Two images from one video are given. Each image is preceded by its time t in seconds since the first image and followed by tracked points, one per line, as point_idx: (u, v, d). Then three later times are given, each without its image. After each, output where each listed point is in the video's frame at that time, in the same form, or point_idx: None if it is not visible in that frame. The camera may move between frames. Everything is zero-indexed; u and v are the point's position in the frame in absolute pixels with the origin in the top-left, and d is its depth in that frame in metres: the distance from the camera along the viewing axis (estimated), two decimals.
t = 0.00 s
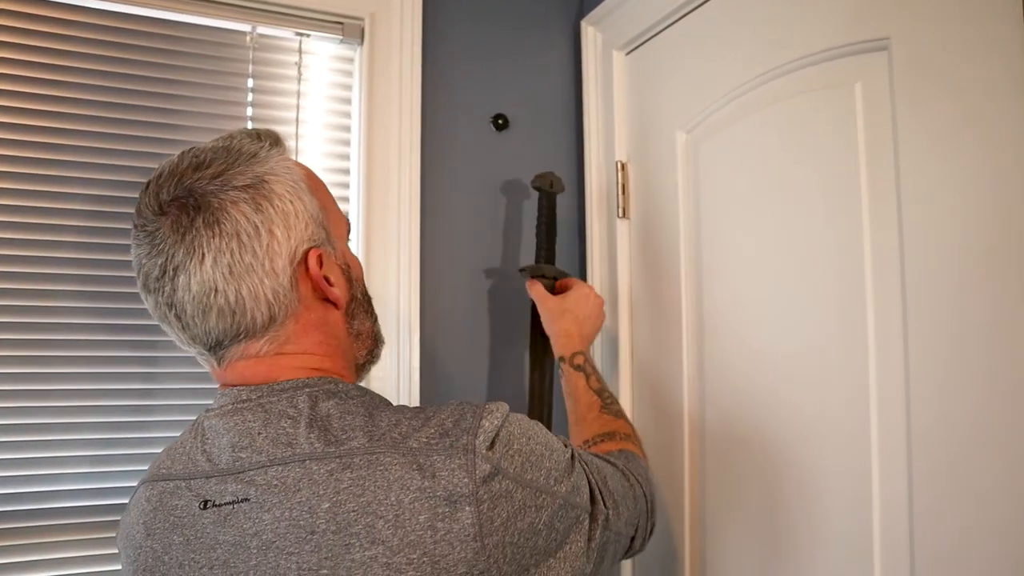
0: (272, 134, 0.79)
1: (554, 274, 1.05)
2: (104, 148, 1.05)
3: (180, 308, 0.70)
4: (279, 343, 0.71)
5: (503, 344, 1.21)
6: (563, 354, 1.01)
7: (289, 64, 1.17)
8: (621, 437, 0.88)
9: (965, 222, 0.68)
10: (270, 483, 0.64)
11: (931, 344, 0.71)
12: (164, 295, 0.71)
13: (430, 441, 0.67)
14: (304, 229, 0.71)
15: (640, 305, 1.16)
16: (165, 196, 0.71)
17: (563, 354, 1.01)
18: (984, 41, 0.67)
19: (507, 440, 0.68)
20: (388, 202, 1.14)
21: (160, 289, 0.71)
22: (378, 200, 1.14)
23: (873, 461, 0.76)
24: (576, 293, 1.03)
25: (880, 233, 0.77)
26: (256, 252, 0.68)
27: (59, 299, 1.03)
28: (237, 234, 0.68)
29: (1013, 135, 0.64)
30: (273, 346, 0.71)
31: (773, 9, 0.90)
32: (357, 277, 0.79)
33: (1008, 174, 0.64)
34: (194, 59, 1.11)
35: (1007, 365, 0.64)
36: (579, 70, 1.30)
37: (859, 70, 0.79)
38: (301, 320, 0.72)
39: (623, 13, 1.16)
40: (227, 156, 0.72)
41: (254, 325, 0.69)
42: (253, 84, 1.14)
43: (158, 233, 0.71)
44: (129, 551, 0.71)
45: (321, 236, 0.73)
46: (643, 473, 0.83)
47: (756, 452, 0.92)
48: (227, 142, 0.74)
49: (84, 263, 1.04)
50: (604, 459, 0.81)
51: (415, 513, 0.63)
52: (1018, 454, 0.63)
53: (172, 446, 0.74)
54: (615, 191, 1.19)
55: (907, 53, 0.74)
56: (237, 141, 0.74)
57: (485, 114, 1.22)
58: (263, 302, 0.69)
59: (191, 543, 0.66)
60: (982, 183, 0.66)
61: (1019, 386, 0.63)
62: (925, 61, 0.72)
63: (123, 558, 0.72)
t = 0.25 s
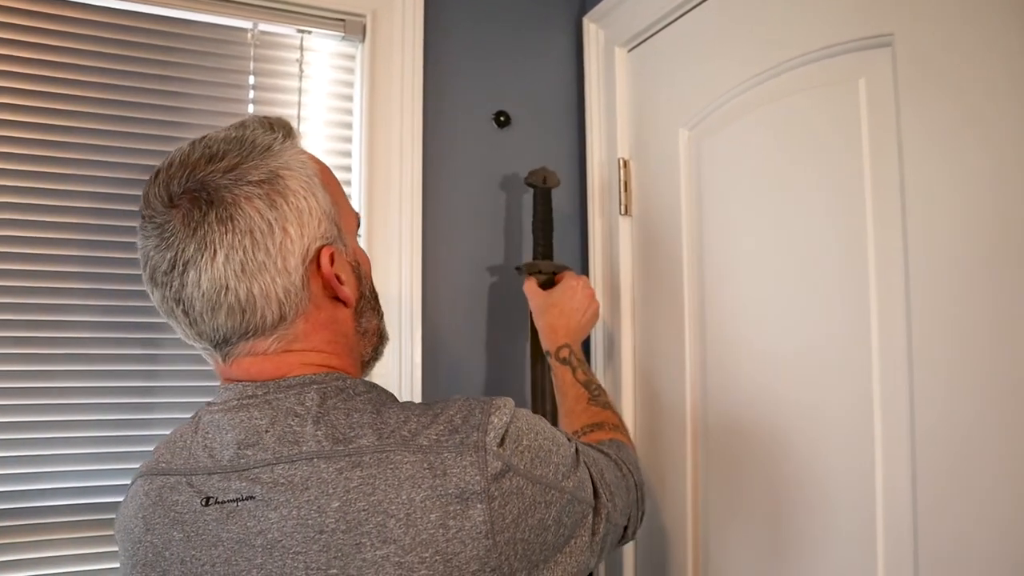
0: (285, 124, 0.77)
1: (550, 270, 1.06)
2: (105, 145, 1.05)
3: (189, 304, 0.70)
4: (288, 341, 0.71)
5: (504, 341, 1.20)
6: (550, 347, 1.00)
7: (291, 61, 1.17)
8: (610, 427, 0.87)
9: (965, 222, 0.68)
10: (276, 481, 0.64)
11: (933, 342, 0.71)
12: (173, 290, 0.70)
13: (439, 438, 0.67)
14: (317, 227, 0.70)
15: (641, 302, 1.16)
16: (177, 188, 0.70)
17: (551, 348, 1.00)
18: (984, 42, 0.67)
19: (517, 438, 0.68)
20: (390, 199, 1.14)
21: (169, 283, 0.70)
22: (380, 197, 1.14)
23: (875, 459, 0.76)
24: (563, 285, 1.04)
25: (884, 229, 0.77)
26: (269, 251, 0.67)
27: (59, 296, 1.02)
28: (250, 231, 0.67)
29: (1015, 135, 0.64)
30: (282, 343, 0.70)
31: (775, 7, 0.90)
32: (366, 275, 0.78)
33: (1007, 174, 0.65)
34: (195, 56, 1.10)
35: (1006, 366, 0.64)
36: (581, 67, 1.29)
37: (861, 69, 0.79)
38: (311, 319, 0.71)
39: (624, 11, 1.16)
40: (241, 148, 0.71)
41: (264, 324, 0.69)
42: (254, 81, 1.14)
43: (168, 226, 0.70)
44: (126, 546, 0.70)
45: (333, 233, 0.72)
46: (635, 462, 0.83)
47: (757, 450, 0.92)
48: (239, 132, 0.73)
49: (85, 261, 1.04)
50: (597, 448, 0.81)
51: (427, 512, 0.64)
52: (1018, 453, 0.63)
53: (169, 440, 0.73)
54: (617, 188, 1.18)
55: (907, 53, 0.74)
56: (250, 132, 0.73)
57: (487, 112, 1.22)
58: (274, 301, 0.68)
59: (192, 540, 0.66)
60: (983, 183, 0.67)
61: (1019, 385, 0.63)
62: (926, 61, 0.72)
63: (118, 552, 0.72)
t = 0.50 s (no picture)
0: (303, 118, 0.77)
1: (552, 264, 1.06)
2: (105, 142, 1.04)
3: (198, 294, 0.69)
4: (297, 337, 0.70)
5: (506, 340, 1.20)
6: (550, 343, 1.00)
7: (293, 58, 1.16)
8: (611, 425, 0.87)
9: (965, 222, 0.68)
10: (284, 482, 0.64)
11: (936, 340, 0.70)
12: (181, 279, 0.70)
13: (449, 441, 0.66)
14: (331, 222, 0.70)
15: (643, 300, 1.16)
16: (192, 176, 0.69)
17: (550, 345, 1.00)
18: (984, 42, 0.67)
19: (528, 441, 0.68)
20: (391, 196, 1.13)
21: (178, 272, 0.70)
22: (381, 194, 1.13)
23: (877, 456, 0.76)
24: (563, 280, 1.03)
25: (888, 227, 0.76)
26: (283, 243, 0.67)
27: (59, 294, 1.02)
28: (264, 222, 0.66)
29: (1014, 136, 0.64)
30: (290, 340, 0.70)
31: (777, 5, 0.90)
32: (377, 274, 0.78)
33: (1005, 174, 0.65)
34: (196, 54, 1.10)
35: (1006, 366, 0.64)
36: (583, 64, 1.29)
37: (863, 66, 0.79)
38: (320, 316, 0.71)
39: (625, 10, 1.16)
40: (259, 139, 0.70)
41: (272, 318, 0.68)
42: (256, 79, 1.14)
43: (180, 214, 0.69)
44: (126, 545, 0.70)
45: (347, 230, 0.72)
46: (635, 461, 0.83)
47: (759, 449, 0.91)
48: (258, 123, 0.73)
49: (86, 258, 1.03)
50: (599, 448, 0.81)
51: (438, 516, 0.63)
52: (1018, 453, 0.63)
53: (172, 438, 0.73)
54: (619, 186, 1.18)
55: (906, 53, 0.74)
56: (269, 124, 0.73)
57: (488, 109, 1.22)
58: (284, 295, 0.68)
59: (195, 540, 0.65)
60: (982, 183, 0.67)
61: (1019, 385, 0.63)
62: (925, 60, 0.72)
63: (117, 550, 0.71)
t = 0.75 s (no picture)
0: (315, 113, 0.77)
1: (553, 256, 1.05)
2: (105, 140, 1.04)
3: (207, 292, 0.69)
4: (306, 336, 0.71)
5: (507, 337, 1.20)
6: (551, 335, 1.00)
7: (293, 56, 1.16)
8: (614, 417, 0.87)
9: (965, 222, 0.68)
10: (292, 481, 0.64)
11: (938, 338, 0.70)
12: (191, 277, 0.70)
13: (458, 440, 0.66)
14: (342, 221, 0.70)
15: (645, 298, 1.16)
16: (203, 173, 0.70)
17: (551, 336, 1.00)
18: (984, 42, 0.67)
19: (537, 440, 0.68)
20: (393, 194, 1.13)
21: (187, 269, 0.70)
22: (382, 192, 1.13)
23: (879, 455, 0.76)
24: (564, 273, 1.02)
25: (890, 226, 0.76)
26: (294, 243, 0.67)
27: (60, 292, 1.02)
28: (275, 222, 0.66)
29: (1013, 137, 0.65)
30: (299, 338, 0.70)
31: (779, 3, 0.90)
32: (387, 273, 0.79)
33: (1005, 174, 0.65)
34: (197, 52, 1.10)
35: (1006, 365, 0.64)
36: (585, 62, 1.29)
37: (865, 65, 0.79)
38: (330, 315, 0.71)
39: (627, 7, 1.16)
40: (270, 136, 0.70)
41: (282, 317, 0.69)
42: (257, 77, 1.14)
43: (191, 211, 0.69)
44: (131, 539, 0.71)
45: (357, 229, 0.72)
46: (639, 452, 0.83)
47: (761, 447, 0.92)
48: (270, 119, 0.73)
49: (87, 257, 1.03)
50: (604, 442, 0.81)
51: (448, 516, 0.64)
52: (1018, 453, 0.63)
53: (176, 433, 0.73)
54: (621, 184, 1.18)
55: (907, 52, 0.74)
56: (281, 120, 0.72)
57: (489, 107, 1.22)
58: (294, 295, 0.68)
59: (202, 537, 0.66)
60: (983, 182, 0.67)
61: (1019, 385, 0.63)
62: (926, 59, 0.72)
63: (122, 544, 0.72)
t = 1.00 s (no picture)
0: (325, 110, 0.78)
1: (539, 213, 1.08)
2: (106, 140, 1.04)
3: (223, 293, 0.70)
4: (320, 335, 0.72)
5: (507, 336, 1.21)
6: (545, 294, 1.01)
7: (295, 56, 1.16)
8: (608, 372, 0.89)
9: (966, 222, 0.68)
10: (310, 478, 0.65)
11: (940, 337, 0.71)
12: (207, 276, 0.71)
13: (473, 433, 0.68)
14: (357, 220, 0.72)
15: (645, 297, 1.16)
16: (218, 172, 0.70)
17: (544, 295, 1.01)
18: (984, 42, 0.68)
19: (549, 430, 0.69)
20: (394, 193, 1.14)
21: (203, 269, 0.71)
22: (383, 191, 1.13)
23: (880, 455, 0.76)
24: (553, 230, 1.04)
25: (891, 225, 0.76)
26: (312, 243, 0.69)
27: (60, 292, 1.01)
28: (293, 222, 0.68)
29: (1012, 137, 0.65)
30: (313, 338, 0.72)
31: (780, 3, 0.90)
32: (397, 270, 0.81)
33: (1005, 174, 0.65)
34: (198, 51, 1.10)
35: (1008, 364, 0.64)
36: (585, 61, 1.29)
37: (866, 64, 0.79)
38: (344, 314, 0.73)
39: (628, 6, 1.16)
40: (285, 136, 0.71)
41: (298, 317, 0.70)
42: (258, 77, 1.14)
43: (206, 211, 0.70)
44: (139, 538, 0.70)
45: (370, 227, 0.74)
46: (635, 408, 0.84)
47: (763, 446, 0.92)
48: (283, 118, 0.74)
49: (88, 256, 1.03)
50: (600, 403, 0.82)
51: (467, 508, 0.65)
52: (1019, 452, 0.63)
53: (183, 431, 0.73)
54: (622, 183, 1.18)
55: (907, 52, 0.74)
56: (294, 119, 0.74)
57: (490, 107, 1.22)
58: (311, 294, 0.70)
59: (216, 534, 0.66)
60: (983, 182, 0.67)
61: (1019, 384, 0.63)
62: (926, 59, 0.73)
63: (128, 543, 0.72)
